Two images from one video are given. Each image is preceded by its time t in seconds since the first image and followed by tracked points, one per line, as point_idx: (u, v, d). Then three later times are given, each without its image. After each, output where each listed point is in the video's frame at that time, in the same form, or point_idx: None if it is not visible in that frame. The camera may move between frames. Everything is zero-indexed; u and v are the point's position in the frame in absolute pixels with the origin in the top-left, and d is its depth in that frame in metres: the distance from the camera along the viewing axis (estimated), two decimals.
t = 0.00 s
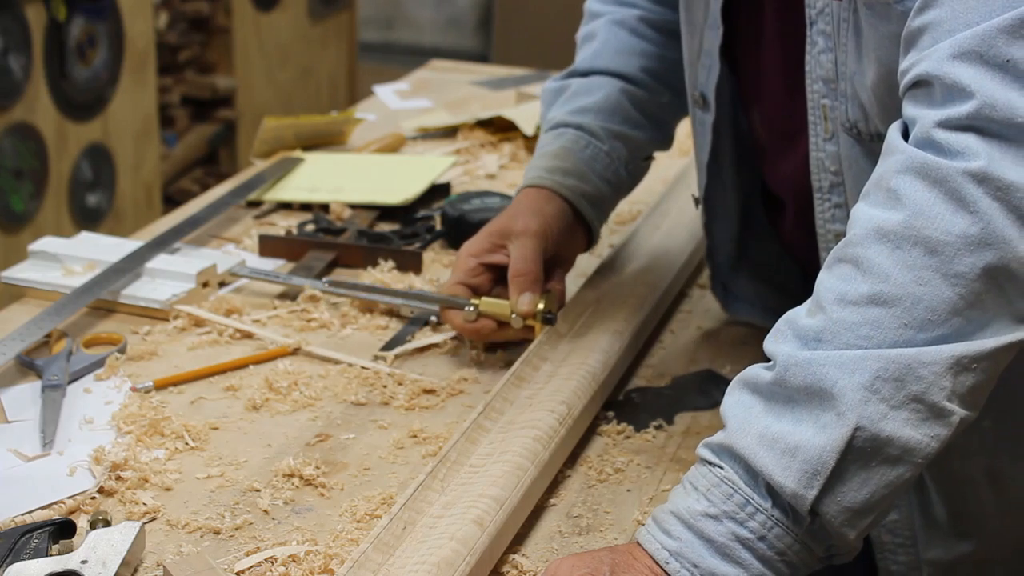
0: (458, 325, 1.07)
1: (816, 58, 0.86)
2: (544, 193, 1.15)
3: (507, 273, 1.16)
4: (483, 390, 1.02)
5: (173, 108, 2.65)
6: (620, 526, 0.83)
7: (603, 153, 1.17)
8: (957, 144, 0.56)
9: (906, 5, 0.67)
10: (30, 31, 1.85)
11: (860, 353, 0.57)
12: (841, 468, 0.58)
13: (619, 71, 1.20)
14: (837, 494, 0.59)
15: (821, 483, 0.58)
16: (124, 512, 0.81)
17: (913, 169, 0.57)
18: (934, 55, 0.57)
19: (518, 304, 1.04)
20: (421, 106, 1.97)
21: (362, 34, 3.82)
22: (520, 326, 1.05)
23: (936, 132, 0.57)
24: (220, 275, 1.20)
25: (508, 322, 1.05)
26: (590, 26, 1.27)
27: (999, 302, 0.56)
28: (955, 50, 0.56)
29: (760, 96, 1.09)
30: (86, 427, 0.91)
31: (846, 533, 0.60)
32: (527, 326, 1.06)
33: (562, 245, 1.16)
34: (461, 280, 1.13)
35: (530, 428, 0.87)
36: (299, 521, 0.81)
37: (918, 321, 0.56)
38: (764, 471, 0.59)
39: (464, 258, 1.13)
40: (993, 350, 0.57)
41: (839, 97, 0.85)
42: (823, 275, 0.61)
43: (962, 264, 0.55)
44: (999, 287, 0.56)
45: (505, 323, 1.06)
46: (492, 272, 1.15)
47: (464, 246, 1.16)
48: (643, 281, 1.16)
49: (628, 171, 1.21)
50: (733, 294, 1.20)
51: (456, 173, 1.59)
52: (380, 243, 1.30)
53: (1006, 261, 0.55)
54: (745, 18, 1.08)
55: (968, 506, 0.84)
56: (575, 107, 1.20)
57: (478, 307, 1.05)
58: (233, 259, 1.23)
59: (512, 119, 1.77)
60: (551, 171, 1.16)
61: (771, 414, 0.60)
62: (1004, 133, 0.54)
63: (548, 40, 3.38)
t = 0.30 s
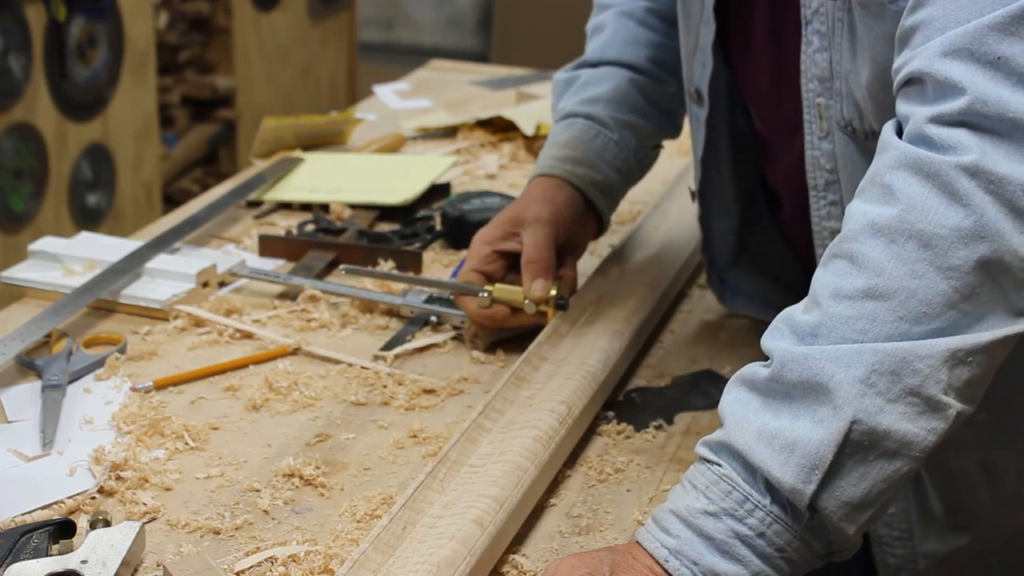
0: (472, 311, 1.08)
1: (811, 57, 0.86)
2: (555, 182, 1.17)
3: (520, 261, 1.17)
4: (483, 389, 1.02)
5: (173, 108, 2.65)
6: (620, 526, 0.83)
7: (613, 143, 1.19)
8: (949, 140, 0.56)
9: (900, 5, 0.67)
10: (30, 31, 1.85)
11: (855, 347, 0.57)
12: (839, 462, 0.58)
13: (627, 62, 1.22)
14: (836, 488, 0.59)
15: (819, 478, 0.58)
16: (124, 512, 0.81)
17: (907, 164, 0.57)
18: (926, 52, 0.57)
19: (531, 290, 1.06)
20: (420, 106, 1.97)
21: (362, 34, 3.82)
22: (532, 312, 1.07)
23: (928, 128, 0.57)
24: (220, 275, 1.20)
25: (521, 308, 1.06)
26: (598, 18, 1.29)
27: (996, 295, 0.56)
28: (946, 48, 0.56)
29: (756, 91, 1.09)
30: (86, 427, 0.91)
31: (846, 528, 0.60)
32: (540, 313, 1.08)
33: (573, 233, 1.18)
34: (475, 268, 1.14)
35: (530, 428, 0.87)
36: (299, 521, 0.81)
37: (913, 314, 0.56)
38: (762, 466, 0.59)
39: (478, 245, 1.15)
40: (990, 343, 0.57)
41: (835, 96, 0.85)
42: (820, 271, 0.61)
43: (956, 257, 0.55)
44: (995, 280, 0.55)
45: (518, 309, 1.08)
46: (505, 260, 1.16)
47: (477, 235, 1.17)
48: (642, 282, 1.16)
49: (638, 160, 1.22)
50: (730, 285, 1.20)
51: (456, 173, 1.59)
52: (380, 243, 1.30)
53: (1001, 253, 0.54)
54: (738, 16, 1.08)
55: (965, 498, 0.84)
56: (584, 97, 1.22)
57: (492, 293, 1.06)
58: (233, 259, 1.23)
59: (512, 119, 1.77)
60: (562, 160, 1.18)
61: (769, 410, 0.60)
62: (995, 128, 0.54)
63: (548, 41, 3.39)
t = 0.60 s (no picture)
0: (483, 302, 1.12)
1: (814, 55, 0.85)
2: (563, 175, 1.20)
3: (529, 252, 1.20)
4: (483, 389, 1.02)
5: (173, 108, 2.65)
6: (620, 526, 0.83)
7: (620, 135, 1.21)
8: (945, 134, 0.56)
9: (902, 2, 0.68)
10: (30, 31, 1.85)
11: (852, 340, 0.57)
12: (839, 454, 0.58)
13: (635, 55, 1.23)
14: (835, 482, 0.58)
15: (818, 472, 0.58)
16: (124, 512, 0.81)
17: (903, 158, 0.57)
18: (921, 48, 0.57)
19: (539, 280, 1.10)
20: (420, 106, 1.97)
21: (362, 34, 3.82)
22: (542, 301, 1.10)
23: (924, 122, 0.57)
24: (220, 275, 1.20)
25: (530, 298, 1.10)
26: (607, 9, 1.29)
27: (993, 288, 0.56)
28: (942, 45, 0.56)
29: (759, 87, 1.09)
30: (86, 427, 0.91)
31: (846, 524, 0.60)
32: (549, 302, 1.11)
33: (582, 223, 1.21)
34: (485, 259, 1.17)
35: (530, 428, 0.87)
36: (299, 521, 0.81)
37: (910, 307, 0.56)
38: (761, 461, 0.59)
39: (487, 237, 1.18)
40: (987, 336, 0.56)
41: (837, 94, 0.85)
42: (816, 267, 0.61)
43: (953, 249, 0.55)
44: (991, 273, 0.55)
45: (527, 299, 1.11)
46: (515, 251, 1.19)
47: (486, 227, 1.20)
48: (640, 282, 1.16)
49: (644, 152, 1.24)
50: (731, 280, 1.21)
51: (456, 173, 1.59)
52: (380, 243, 1.30)
53: (997, 245, 0.54)
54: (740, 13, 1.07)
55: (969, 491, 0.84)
56: (593, 90, 1.24)
57: (502, 283, 1.10)
58: (233, 259, 1.23)
59: (512, 119, 1.77)
60: (569, 154, 1.21)
61: (768, 405, 0.60)
62: (991, 122, 0.54)
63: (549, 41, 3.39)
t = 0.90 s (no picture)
0: (486, 298, 1.12)
1: (827, 55, 0.86)
2: (567, 172, 1.20)
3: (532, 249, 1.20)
4: (483, 390, 1.02)
5: (173, 108, 2.65)
6: (620, 526, 0.83)
7: (626, 135, 1.22)
8: (964, 145, 0.56)
9: (913, 10, 0.68)
10: (30, 31, 1.85)
11: (867, 349, 0.57)
12: (848, 462, 0.58)
13: (646, 54, 1.24)
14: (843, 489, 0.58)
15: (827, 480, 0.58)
16: (124, 512, 0.81)
17: (921, 168, 0.57)
18: (939, 59, 0.58)
19: (542, 278, 1.10)
20: (420, 106, 1.97)
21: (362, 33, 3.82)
22: (544, 299, 1.11)
23: (943, 132, 0.57)
24: (220, 275, 1.20)
25: (533, 295, 1.10)
26: (619, 9, 1.30)
27: (1007, 301, 0.56)
28: (959, 55, 0.57)
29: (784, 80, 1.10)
30: (86, 427, 0.91)
31: (852, 531, 0.60)
32: (551, 300, 1.12)
33: (585, 222, 1.21)
34: (489, 256, 1.17)
35: (530, 428, 0.87)
36: (299, 521, 0.81)
37: (924, 317, 0.56)
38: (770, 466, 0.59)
39: (491, 235, 1.17)
40: (1001, 348, 0.56)
41: (850, 96, 0.85)
42: (830, 274, 0.61)
43: (969, 261, 0.55)
44: (1006, 286, 0.55)
45: (530, 296, 1.11)
46: (518, 249, 1.19)
47: (490, 224, 1.20)
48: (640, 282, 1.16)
49: (649, 152, 1.26)
50: (751, 275, 1.21)
51: (456, 173, 1.59)
52: (380, 243, 1.30)
53: (1013, 260, 0.54)
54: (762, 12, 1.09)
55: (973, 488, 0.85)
56: (601, 88, 1.24)
57: (504, 281, 1.10)
58: (233, 259, 1.23)
59: (512, 119, 1.77)
60: (575, 151, 1.20)
61: (778, 411, 0.60)
62: (1009, 134, 0.55)
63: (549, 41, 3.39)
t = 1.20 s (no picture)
0: (486, 299, 1.12)
1: (873, 28, 0.89)
2: (568, 172, 1.21)
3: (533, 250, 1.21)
4: (484, 390, 1.01)
5: (173, 108, 2.65)
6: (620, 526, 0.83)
7: (628, 135, 1.22)
8: None
9: None
10: (30, 31, 1.85)
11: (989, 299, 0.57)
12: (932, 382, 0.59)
13: (653, 52, 1.24)
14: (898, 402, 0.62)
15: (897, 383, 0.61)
16: (124, 512, 0.81)
17: None
18: None
19: (542, 278, 1.10)
20: (420, 106, 1.97)
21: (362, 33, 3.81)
22: (544, 299, 1.11)
23: None
24: (220, 275, 1.20)
25: (533, 295, 1.10)
26: (631, 1, 1.31)
27: None
28: None
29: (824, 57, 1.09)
30: (86, 427, 0.91)
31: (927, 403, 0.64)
32: (551, 300, 1.12)
33: (585, 223, 1.22)
34: (491, 256, 1.18)
35: (531, 428, 0.87)
36: (299, 521, 0.81)
37: None
38: (833, 359, 0.63)
39: (493, 235, 1.18)
40: None
41: (896, 67, 0.88)
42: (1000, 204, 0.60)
43: None
44: None
45: (530, 296, 1.11)
46: (520, 249, 1.20)
47: (491, 224, 1.21)
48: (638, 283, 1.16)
49: (651, 152, 1.25)
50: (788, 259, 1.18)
51: (456, 173, 1.59)
52: (380, 243, 1.30)
53: None
54: None
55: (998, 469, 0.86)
56: (606, 86, 1.24)
57: (504, 281, 1.10)
58: (233, 259, 1.23)
59: (512, 119, 1.77)
60: (576, 150, 1.21)
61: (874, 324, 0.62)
62: None
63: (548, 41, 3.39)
